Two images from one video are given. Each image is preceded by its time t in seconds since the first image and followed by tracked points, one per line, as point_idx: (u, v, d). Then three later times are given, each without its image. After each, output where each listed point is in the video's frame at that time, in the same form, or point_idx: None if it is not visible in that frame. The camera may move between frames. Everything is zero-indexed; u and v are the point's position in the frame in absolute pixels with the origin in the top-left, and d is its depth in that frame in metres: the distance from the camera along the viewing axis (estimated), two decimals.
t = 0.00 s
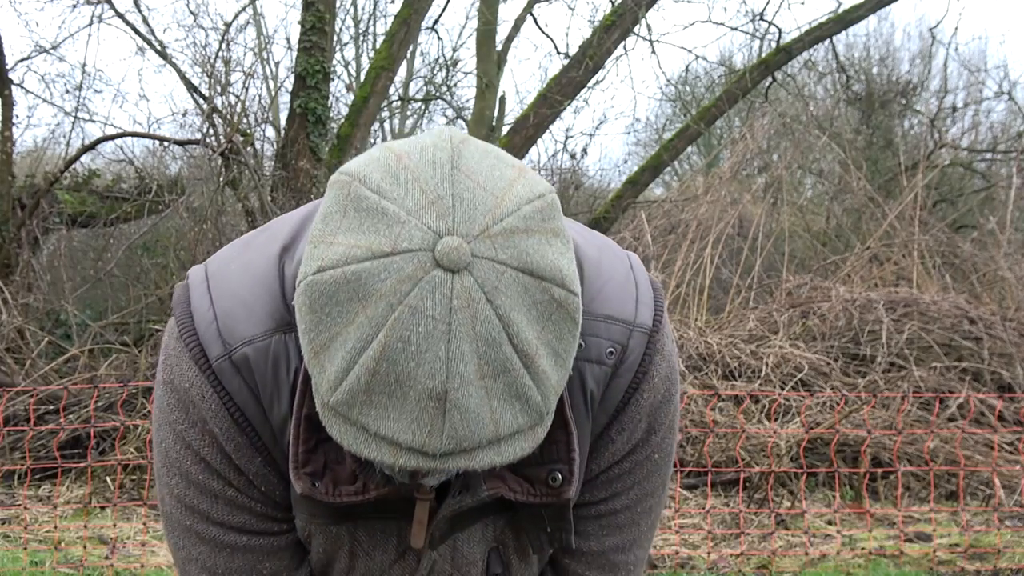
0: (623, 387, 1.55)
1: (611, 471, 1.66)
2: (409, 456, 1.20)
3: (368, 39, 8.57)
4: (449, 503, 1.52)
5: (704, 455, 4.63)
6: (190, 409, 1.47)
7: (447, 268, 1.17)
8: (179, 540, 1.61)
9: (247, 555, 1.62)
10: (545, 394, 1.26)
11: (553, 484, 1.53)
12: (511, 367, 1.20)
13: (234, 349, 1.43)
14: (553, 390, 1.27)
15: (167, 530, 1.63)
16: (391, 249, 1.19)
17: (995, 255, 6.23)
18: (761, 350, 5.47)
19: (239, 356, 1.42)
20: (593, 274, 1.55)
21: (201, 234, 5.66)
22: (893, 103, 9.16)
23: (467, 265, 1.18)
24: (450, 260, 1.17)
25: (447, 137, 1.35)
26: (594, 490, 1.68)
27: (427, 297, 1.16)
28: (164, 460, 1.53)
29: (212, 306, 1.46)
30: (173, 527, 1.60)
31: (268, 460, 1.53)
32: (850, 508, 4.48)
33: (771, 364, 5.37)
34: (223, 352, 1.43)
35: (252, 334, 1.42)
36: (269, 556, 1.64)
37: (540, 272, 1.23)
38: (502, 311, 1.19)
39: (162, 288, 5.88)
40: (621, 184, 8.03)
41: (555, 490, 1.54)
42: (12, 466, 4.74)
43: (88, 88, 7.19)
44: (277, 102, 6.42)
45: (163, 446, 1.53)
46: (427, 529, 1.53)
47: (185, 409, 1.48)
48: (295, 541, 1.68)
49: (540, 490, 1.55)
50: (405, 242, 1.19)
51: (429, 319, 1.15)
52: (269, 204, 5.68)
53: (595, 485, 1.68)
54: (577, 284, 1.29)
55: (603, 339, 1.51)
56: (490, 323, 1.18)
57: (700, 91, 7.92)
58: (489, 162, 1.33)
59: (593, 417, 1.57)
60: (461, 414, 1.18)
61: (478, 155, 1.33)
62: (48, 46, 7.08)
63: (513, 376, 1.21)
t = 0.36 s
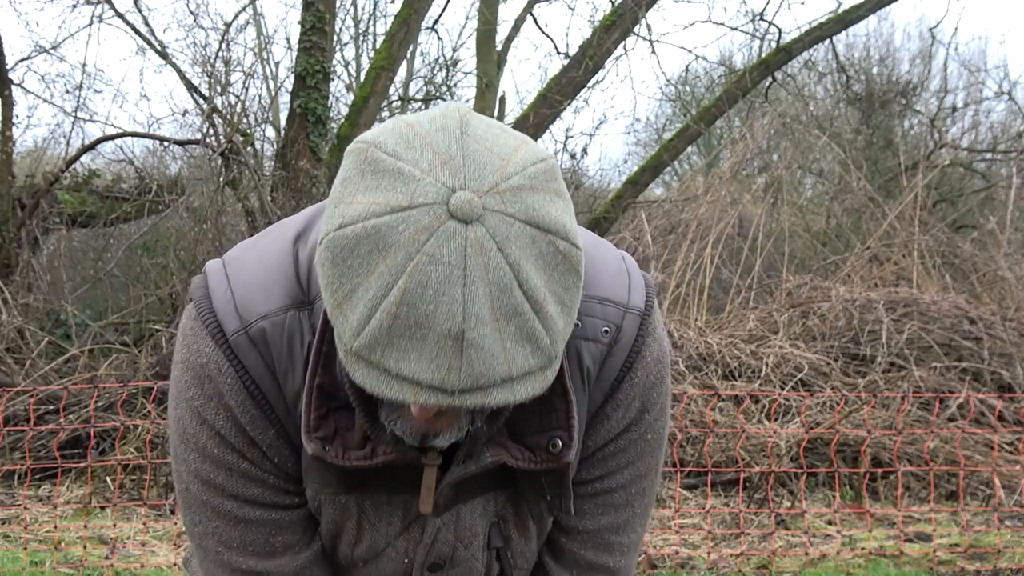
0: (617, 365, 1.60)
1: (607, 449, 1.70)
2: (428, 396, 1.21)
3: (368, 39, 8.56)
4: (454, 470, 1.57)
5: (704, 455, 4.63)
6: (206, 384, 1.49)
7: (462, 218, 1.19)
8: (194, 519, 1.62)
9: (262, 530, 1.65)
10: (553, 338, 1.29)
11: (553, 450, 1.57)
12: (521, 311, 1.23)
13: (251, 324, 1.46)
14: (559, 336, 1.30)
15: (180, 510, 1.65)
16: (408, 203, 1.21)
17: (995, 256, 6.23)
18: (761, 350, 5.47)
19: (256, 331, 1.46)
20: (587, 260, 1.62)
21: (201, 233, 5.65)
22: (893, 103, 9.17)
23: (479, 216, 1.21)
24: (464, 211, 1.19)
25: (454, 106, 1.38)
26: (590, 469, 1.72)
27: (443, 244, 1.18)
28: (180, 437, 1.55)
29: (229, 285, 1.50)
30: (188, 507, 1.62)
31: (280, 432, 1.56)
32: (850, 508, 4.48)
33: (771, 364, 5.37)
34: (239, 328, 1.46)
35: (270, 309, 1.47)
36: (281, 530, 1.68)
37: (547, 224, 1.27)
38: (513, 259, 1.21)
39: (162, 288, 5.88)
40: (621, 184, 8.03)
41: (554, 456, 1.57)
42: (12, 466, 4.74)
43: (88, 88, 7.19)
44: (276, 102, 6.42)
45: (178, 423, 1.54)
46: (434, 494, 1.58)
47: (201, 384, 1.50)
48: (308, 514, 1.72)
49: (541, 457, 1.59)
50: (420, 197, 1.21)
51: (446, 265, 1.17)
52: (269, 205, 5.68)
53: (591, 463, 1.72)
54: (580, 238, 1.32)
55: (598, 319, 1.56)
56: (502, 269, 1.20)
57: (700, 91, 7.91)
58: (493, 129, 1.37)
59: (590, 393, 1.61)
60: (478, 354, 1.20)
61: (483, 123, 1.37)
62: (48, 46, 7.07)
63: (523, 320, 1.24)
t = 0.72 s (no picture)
0: (607, 332, 1.76)
1: (600, 414, 1.83)
2: (431, 261, 1.34)
3: (368, 39, 8.56)
4: (459, 416, 1.68)
5: (704, 455, 4.63)
6: (224, 344, 1.62)
7: (460, 118, 1.36)
8: (204, 481, 1.71)
9: (269, 489, 1.73)
10: (544, 227, 1.42)
11: (547, 395, 1.68)
12: (514, 196, 1.37)
13: (266, 290, 1.63)
14: (550, 228, 1.43)
15: (191, 476, 1.73)
16: (412, 110, 1.39)
17: (995, 255, 6.23)
18: (761, 350, 5.48)
19: (271, 296, 1.62)
20: (575, 246, 1.83)
21: (201, 233, 5.65)
22: (893, 103, 9.18)
23: (476, 118, 1.38)
24: (461, 113, 1.37)
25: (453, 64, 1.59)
26: (586, 433, 1.84)
27: (444, 135, 1.34)
28: (196, 399, 1.66)
29: (245, 260, 1.67)
30: (199, 469, 1.71)
31: (290, 392, 1.67)
32: (850, 507, 4.48)
33: (771, 364, 5.37)
34: (255, 293, 1.62)
35: (283, 278, 1.64)
36: (287, 491, 1.74)
37: (535, 135, 1.43)
38: (505, 152, 1.38)
39: (162, 288, 5.88)
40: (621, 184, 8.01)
41: (549, 400, 1.68)
42: (12, 466, 4.74)
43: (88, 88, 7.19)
44: (276, 103, 6.42)
45: (195, 386, 1.66)
46: (438, 439, 1.69)
47: (220, 346, 1.63)
48: (317, 477, 1.77)
49: (535, 403, 1.70)
50: (423, 104, 1.39)
51: (446, 149, 1.33)
52: (269, 205, 5.70)
53: (587, 427, 1.84)
54: (564, 156, 1.49)
55: (587, 290, 1.75)
56: (495, 157, 1.36)
57: (700, 91, 7.91)
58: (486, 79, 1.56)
59: (583, 358, 1.76)
60: (475, 223, 1.33)
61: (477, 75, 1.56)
62: (48, 46, 7.08)
63: (517, 204, 1.37)
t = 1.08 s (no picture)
0: (600, 247, 1.81)
1: (599, 327, 1.83)
2: (428, 113, 1.49)
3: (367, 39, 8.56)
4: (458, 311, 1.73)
5: (704, 456, 4.63)
6: (222, 256, 1.71)
7: None
8: (191, 395, 1.74)
9: (249, 400, 1.73)
10: (533, 92, 1.57)
11: (537, 287, 1.72)
12: (504, 59, 1.54)
13: (264, 209, 1.73)
14: (539, 94, 1.59)
15: (182, 394, 1.77)
16: None
17: (995, 255, 6.23)
18: (761, 350, 5.48)
19: (268, 213, 1.73)
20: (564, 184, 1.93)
21: (201, 233, 5.66)
22: (893, 103, 9.19)
23: None
24: None
25: None
26: (587, 347, 1.84)
27: (437, 9, 1.53)
28: (191, 313, 1.73)
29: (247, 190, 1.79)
30: (188, 384, 1.75)
31: (280, 299, 1.71)
32: (850, 507, 4.48)
33: (771, 364, 5.38)
34: (252, 210, 1.73)
35: (282, 199, 1.76)
36: (267, 403, 1.74)
37: (522, 17, 1.61)
38: (493, 25, 1.55)
39: (163, 289, 5.88)
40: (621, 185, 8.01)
41: (539, 291, 1.72)
42: (12, 466, 4.74)
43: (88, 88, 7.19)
44: (277, 102, 6.42)
45: (192, 301, 1.74)
46: (437, 333, 1.72)
47: (217, 260, 1.71)
48: (303, 395, 1.77)
49: (526, 295, 1.73)
50: None
51: (439, 19, 1.51)
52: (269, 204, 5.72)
53: (586, 341, 1.84)
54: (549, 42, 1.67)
55: (577, 214, 1.83)
56: (484, 26, 1.53)
57: (700, 91, 7.91)
58: None
59: (578, 273, 1.80)
60: (468, 78, 1.49)
61: None
62: (48, 46, 7.09)
63: (507, 68, 1.53)
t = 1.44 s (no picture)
0: (575, 264, 1.97)
1: (575, 337, 1.97)
2: (412, 122, 1.66)
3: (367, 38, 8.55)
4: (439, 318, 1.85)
5: (704, 455, 4.63)
6: (220, 275, 1.87)
7: (431, 26, 1.76)
8: (192, 404, 1.85)
9: (248, 404, 1.83)
10: (508, 105, 1.76)
11: (516, 296, 1.87)
12: (481, 77, 1.73)
13: (257, 230, 1.91)
14: (514, 108, 1.77)
15: (182, 405, 1.88)
16: (390, 27, 1.79)
17: (995, 256, 6.22)
18: (761, 350, 5.48)
19: (261, 233, 1.90)
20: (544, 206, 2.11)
21: (201, 234, 5.66)
22: (893, 103, 9.19)
23: (444, 27, 1.77)
24: (432, 23, 1.77)
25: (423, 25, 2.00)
26: (564, 355, 1.97)
27: (418, 36, 1.74)
28: (192, 329, 1.87)
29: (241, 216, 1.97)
30: (189, 394, 1.86)
31: (275, 312, 1.86)
32: (850, 508, 4.48)
33: (771, 364, 5.38)
34: (247, 232, 1.90)
35: (273, 222, 1.93)
36: (265, 407, 1.84)
37: (495, 45, 1.82)
38: (470, 49, 1.76)
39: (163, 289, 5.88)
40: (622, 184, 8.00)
41: (517, 299, 1.86)
42: (12, 466, 4.74)
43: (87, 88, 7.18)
44: (277, 102, 6.42)
45: (192, 317, 1.88)
46: (419, 339, 1.84)
47: (215, 278, 1.87)
48: (299, 402, 1.88)
49: (506, 305, 1.87)
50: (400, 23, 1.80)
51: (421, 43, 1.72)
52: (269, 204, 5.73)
53: (564, 349, 1.97)
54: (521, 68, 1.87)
55: (555, 232, 2.00)
56: (461, 50, 1.74)
57: (700, 92, 7.92)
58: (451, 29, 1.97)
59: (555, 286, 1.96)
60: (448, 90, 1.68)
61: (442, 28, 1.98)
62: (48, 46, 7.08)
63: (483, 84, 1.73)
